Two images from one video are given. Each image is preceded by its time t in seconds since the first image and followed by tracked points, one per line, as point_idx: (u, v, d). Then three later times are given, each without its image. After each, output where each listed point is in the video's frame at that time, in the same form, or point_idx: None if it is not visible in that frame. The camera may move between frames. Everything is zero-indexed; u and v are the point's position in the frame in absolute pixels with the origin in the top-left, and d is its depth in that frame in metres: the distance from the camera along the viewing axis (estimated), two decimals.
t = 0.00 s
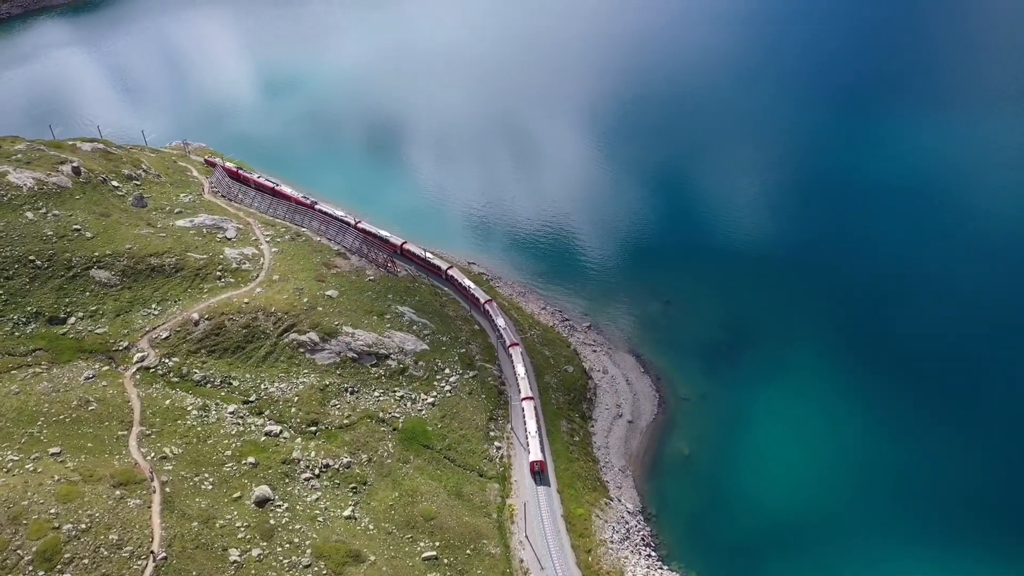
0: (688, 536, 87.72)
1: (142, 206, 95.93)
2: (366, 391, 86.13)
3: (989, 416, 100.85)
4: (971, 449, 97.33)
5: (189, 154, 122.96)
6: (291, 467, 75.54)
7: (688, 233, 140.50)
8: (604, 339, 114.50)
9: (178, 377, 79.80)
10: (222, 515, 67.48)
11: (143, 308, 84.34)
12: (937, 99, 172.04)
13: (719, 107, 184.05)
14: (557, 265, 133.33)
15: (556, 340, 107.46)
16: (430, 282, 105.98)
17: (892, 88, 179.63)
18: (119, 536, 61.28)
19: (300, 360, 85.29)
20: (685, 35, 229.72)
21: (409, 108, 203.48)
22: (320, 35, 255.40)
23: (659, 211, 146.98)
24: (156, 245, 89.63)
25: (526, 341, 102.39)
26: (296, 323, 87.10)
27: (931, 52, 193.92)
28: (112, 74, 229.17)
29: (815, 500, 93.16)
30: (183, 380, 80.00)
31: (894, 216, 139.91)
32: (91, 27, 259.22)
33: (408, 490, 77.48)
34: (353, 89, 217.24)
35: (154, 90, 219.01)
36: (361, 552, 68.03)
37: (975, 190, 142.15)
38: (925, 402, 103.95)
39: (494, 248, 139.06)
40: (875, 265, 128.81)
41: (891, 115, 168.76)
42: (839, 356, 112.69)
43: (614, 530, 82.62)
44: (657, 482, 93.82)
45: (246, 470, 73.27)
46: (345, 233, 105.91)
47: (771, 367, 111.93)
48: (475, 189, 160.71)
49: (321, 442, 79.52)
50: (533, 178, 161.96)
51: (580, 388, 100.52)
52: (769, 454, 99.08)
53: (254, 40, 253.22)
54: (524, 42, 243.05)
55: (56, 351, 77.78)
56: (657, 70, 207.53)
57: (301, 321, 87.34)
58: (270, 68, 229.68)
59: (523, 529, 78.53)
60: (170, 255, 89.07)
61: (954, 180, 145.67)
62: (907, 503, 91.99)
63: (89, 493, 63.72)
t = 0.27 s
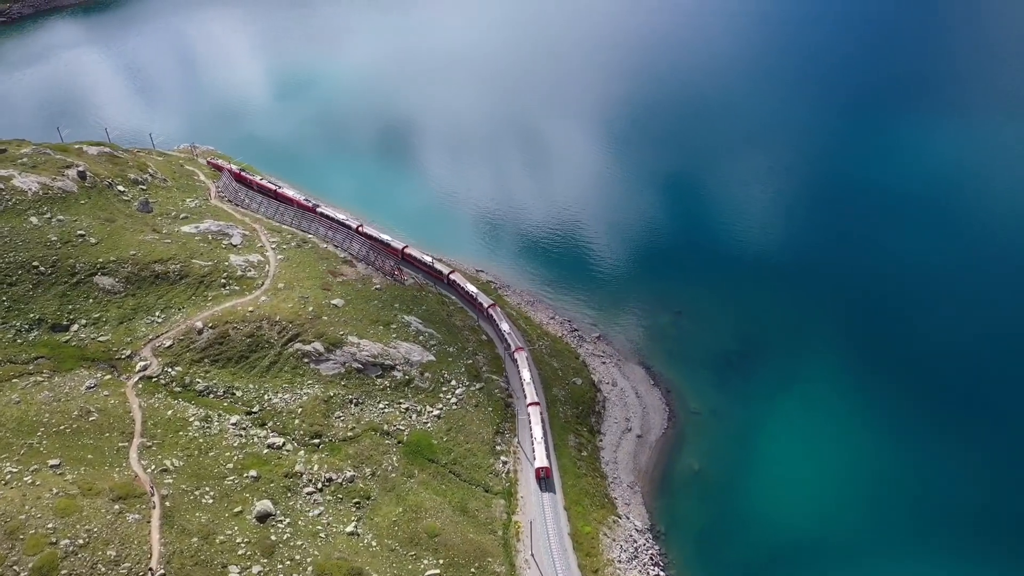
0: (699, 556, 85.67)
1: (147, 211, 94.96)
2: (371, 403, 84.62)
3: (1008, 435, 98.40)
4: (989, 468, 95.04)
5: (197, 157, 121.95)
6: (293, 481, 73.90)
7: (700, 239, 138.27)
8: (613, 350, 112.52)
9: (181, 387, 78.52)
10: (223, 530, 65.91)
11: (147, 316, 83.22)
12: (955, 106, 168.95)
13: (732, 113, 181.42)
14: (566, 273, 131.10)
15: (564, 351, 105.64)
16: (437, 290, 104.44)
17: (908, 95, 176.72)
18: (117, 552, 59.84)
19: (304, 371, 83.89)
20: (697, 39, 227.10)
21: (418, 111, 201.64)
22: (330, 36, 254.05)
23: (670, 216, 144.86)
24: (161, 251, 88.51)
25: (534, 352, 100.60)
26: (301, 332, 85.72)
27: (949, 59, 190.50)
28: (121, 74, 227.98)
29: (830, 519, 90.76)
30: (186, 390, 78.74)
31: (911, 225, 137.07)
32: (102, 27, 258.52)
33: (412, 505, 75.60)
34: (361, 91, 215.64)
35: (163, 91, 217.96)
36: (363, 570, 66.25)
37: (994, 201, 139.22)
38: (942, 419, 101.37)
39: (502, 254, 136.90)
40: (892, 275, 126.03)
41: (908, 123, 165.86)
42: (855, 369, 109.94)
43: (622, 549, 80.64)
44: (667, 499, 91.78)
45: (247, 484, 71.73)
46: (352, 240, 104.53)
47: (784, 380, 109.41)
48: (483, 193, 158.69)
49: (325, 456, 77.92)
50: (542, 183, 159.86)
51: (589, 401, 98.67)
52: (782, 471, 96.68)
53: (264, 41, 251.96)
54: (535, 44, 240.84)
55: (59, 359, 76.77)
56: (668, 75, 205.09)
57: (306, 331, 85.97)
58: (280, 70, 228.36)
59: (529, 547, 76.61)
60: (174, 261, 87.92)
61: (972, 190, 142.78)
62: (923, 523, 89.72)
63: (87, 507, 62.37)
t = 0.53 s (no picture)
0: None
1: (153, 216, 93.92)
2: (375, 415, 83.12)
3: None
4: (1010, 488, 92.04)
5: (204, 160, 120.98)
6: (296, 495, 72.16)
7: (710, 246, 136.18)
8: (623, 362, 110.57)
9: (183, 398, 77.32)
10: (222, 546, 64.23)
11: (150, 324, 82.07)
12: (973, 113, 165.64)
13: (745, 118, 178.71)
14: (575, 281, 128.79)
15: (573, 363, 103.86)
16: (444, 298, 102.90)
17: (925, 101, 173.46)
18: (114, 569, 58.36)
19: (308, 382, 82.51)
20: (710, 43, 224.38)
21: (427, 113, 199.81)
22: (340, 37, 252.69)
23: (679, 223, 142.82)
24: (165, 258, 87.41)
25: (541, 363, 98.86)
26: (305, 342, 84.33)
27: (967, 64, 187.06)
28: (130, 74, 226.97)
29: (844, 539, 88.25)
30: (188, 401, 77.52)
31: (928, 234, 134.02)
32: (111, 26, 257.52)
33: (416, 521, 73.62)
34: (370, 93, 213.90)
35: (172, 91, 217.05)
36: None
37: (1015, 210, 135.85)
38: (960, 437, 98.59)
39: (510, 261, 134.66)
40: (909, 286, 123.19)
41: (925, 129, 162.80)
42: (871, 384, 107.22)
43: (630, 569, 78.65)
44: (676, 516, 89.80)
45: (249, 498, 70.09)
46: (358, 247, 103.20)
47: (797, 394, 107.00)
48: (492, 197, 156.74)
49: (328, 469, 76.24)
50: (552, 188, 157.75)
51: (597, 415, 96.86)
52: (794, 488, 94.35)
53: (273, 41, 250.67)
54: (546, 47, 238.80)
55: (60, 367, 75.70)
56: (680, 80, 202.54)
57: (311, 340, 84.61)
58: (289, 71, 227.03)
59: (535, 566, 74.70)
60: (179, 268, 86.76)
61: (991, 198, 139.49)
62: (941, 544, 87.07)
63: (85, 522, 60.94)
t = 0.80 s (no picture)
0: None
1: (157, 222, 92.92)
2: (379, 428, 81.64)
3: None
4: None
5: (210, 164, 120.08)
6: (297, 510, 70.41)
7: (720, 253, 133.80)
8: (632, 374, 108.45)
9: (185, 409, 76.16)
10: (221, 563, 62.46)
11: (153, 332, 80.94)
12: (991, 118, 162.31)
13: (758, 123, 176.03)
14: (584, 289, 126.37)
15: (581, 374, 102.05)
16: (450, 307, 101.37)
17: (942, 106, 170.10)
18: None
19: (312, 393, 81.22)
20: (723, 47, 221.44)
21: (435, 116, 197.90)
22: (349, 39, 251.42)
23: (688, 228, 140.63)
24: (169, 265, 86.27)
25: (549, 375, 97.12)
26: (309, 352, 83.03)
27: (987, 69, 183.26)
28: (138, 74, 225.98)
29: (857, 559, 85.85)
30: (190, 412, 76.34)
31: (946, 243, 130.91)
32: (120, 26, 256.79)
33: (419, 538, 71.78)
34: (379, 95, 211.99)
35: (181, 91, 216.50)
36: None
37: None
38: (978, 455, 95.92)
39: (518, 268, 132.25)
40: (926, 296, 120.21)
41: (942, 135, 159.57)
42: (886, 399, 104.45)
43: None
44: (685, 534, 87.70)
45: (249, 513, 68.33)
46: (365, 254, 101.86)
47: (810, 408, 104.51)
48: (500, 202, 154.59)
49: (330, 484, 74.61)
50: (561, 193, 155.52)
51: (605, 429, 95.03)
52: (807, 506, 91.97)
53: (282, 43, 249.41)
54: (556, 50, 236.53)
55: (61, 376, 74.65)
56: (692, 84, 199.87)
57: (315, 351, 83.28)
58: (297, 72, 225.56)
59: None
60: (182, 275, 85.59)
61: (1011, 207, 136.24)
62: (958, 566, 84.53)
63: (82, 537, 59.45)
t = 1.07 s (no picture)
0: None
1: (161, 228, 91.83)
2: (382, 441, 79.99)
3: None
4: None
5: (217, 168, 119.09)
6: (298, 526, 68.24)
7: (729, 261, 131.89)
8: (641, 387, 106.33)
9: (186, 420, 74.91)
10: None
11: (155, 341, 79.77)
12: (1008, 127, 159.66)
13: (770, 129, 173.41)
14: (592, 298, 124.02)
15: (588, 387, 100.26)
16: (456, 316, 99.79)
17: (958, 113, 167.43)
18: None
19: (314, 405, 79.81)
20: (735, 50, 218.59)
21: (443, 119, 196.11)
22: (358, 40, 250.03)
23: (697, 236, 138.64)
24: (172, 272, 85.09)
25: (556, 387, 95.41)
26: (312, 363, 81.66)
27: (1004, 76, 180.30)
28: (146, 74, 224.80)
29: None
30: (190, 423, 75.06)
31: (962, 254, 128.47)
32: (129, 27, 256.03)
33: (422, 556, 69.74)
34: (387, 97, 210.28)
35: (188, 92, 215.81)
36: None
37: None
38: (995, 476, 93.64)
39: (525, 276, 129.91)
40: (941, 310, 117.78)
41: (958, 145, 157.15)
42: (901, 416, 102.13)
43: None
44: (694, 554, 85.67)
45: (250, 528, 66.22)
46: (370, 262, 100.46)
47: (823, 424, 102.26)
48: (507, 207, 152.57)
49: (332, 498, 72.57)
50: (569, 198, 153.50)
51: (612, 444, 93.22)
52: (820, 526, 89.65)
53: (291, 44, 248.12)
54: (566, 53, 234.34)
55: (61, 385, 73.57)
56: (704, 89, 197.36)
57: (318, 362, 81.91)
58: (305, 73, 224.21)
59: None
60: (185, 283, 84.42)
61: None
62: None
63: (78, 554, 57.56)
